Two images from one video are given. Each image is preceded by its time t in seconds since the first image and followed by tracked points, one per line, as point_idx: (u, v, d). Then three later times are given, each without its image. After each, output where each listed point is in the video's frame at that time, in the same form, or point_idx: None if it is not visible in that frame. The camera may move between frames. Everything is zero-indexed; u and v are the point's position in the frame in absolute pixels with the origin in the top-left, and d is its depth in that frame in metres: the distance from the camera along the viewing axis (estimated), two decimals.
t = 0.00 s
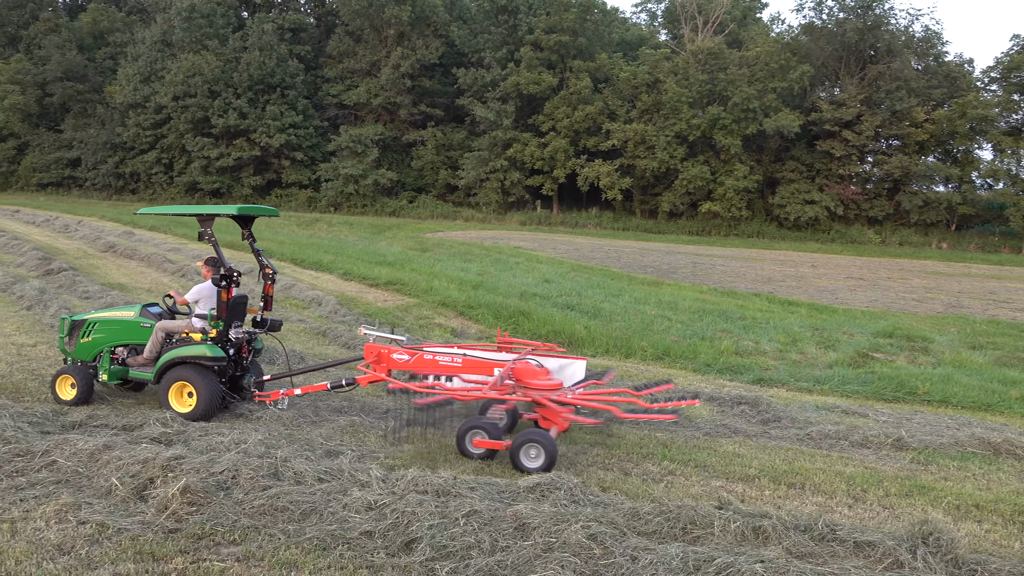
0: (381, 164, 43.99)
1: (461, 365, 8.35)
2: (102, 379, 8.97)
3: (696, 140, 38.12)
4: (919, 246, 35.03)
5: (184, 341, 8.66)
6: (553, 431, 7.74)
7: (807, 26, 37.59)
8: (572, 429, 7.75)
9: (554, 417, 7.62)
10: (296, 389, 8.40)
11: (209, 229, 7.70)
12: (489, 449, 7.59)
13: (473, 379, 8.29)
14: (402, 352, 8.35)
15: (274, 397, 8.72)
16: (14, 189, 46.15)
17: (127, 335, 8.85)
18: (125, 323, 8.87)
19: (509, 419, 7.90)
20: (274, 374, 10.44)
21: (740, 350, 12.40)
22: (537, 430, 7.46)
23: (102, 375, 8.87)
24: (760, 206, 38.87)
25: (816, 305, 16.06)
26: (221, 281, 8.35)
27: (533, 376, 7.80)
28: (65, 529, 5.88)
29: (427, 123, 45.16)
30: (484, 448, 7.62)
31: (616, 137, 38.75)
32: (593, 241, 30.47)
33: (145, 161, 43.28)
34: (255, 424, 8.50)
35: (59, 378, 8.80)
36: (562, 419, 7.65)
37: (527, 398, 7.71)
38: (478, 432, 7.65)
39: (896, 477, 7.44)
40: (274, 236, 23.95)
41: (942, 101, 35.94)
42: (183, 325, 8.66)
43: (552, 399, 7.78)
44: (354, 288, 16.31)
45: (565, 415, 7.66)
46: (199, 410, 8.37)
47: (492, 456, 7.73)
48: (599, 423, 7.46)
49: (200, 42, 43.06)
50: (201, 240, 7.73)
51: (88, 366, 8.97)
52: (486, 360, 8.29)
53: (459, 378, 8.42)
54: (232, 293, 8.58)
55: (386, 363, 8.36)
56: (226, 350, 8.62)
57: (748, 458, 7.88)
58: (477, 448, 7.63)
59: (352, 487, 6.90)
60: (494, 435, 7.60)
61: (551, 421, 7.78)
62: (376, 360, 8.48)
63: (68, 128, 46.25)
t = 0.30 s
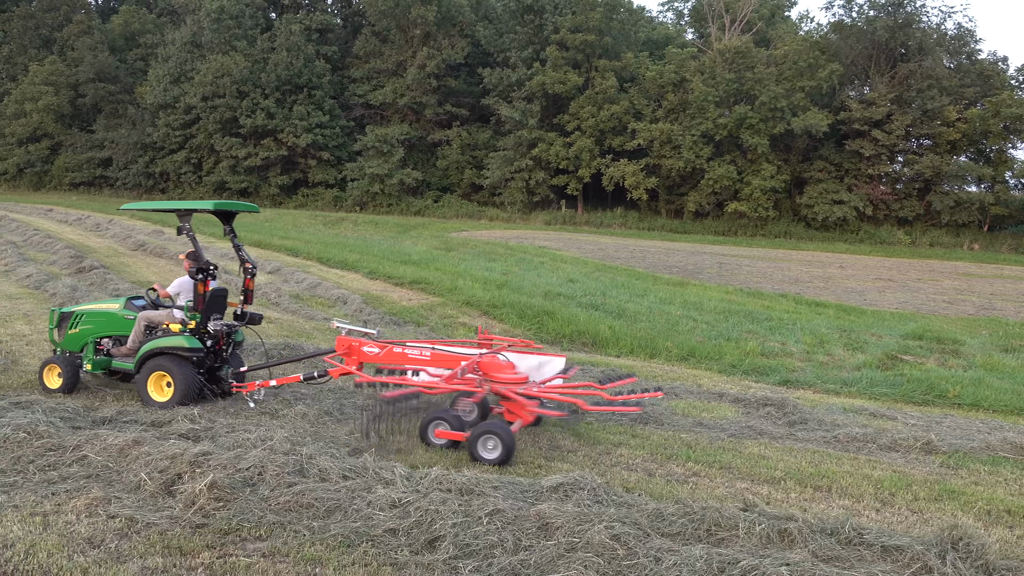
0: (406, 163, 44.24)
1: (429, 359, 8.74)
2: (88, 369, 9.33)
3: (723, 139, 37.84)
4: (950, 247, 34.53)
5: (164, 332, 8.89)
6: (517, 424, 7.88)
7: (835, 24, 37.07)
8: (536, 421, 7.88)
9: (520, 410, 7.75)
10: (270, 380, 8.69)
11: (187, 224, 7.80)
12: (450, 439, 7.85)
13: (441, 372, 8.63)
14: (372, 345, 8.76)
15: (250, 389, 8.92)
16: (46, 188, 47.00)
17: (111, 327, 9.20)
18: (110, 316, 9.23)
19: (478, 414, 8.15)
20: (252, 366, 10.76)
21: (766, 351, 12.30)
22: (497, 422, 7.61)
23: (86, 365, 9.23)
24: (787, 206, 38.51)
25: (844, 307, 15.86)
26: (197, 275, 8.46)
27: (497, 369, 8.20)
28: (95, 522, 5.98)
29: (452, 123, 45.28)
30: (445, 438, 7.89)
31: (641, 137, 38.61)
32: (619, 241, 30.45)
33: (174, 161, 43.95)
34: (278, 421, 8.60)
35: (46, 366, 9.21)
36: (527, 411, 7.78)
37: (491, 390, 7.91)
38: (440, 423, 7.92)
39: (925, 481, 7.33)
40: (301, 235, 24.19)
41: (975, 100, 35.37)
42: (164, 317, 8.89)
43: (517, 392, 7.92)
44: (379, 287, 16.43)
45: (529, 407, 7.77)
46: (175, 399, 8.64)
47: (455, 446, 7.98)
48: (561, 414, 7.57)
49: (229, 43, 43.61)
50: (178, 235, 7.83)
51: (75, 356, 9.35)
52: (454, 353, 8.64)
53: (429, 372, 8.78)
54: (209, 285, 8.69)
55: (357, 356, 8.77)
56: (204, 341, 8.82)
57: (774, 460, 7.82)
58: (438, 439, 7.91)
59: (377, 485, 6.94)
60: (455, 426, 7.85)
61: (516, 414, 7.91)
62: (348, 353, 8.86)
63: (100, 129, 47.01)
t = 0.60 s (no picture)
0: (405, 163, 44.23)
1: (375, 351, 8.72)
2: (43, 360, 9.43)
3: (720, 137, 37.74)
4: (947, 244, 34.61)
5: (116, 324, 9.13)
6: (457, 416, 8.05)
7: (832, 21, 36.87)
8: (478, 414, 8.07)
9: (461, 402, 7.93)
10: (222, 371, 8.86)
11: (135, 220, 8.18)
12: (389, 431, 7.99)
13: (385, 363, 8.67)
14: (318, 337, 8.77)
15: (199, 379, 9.05)
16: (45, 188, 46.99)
17: (67, 320, 9.40)
18: (66, 310, 9.44)
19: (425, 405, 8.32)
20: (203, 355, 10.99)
21: (763, 349, 12.30)
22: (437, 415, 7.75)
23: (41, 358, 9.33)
24: (784, 204, 38.46)
25: (841, 304, 15.85)
26: (146, 266, 8.81)
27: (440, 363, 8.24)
28: (93, 521, 5.97)
29: (451, 122, 45.24)
30: (384, 429, 8.02)
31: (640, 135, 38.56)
32: (618, 239, 30.53)
33: (172, 160, 43.93)
34: (274, 418, 8.60)
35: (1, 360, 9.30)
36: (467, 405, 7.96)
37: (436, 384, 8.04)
38: (380, 414, 8.06)
39: (922, 478, 7.33)
40: (300, 234, 24.14)
41: (973, 98, 35.34)
42: (116, 309, 9.14)
43: (459, 384, 8.12)
44: (377, 285, 16.42)
45: (472, 398, 7.93)
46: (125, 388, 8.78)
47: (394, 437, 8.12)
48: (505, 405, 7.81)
49: (227, 42, 43.54)
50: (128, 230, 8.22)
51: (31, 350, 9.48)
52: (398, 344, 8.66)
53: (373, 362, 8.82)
54: (159, 278, 9.03)
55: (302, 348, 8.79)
56: (154, 332, 9.05)
57: (772, 457, 7.83)
58: (377, 429, 8.04)
59: (375, 483, 6.94)
60: (395, 418, 7.98)
61: (458, 405, 8.05)
62: (293, 344, 8.90)
63: (97, 128, 46.91)
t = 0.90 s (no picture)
0: (460, 167, 44.53)
1: (377, 347, 9.49)
2: (73, 353, 9.85)
3: (780, 140, 37.10)
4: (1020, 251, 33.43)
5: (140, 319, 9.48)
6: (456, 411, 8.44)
7: (899, 21, 36.09)
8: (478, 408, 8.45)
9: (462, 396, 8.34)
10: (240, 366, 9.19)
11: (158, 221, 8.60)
12: (386, 424, 8.34)
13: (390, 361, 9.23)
14: (327, 333, 9.46)
15: (217, 373, 9.49)
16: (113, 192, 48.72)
17: (96, 316, 9.79)
18: (95, 305, 9.83)
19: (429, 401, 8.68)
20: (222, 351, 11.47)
21: (825, 357, 12.03)
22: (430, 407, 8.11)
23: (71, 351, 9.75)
24: (847, 208, 37.40)
25: (907, 312, 15.38)
26: (166, 264, 9.09)
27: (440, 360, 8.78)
28: (159, 516, 6.18)
29: (505, 126, 45.41)
30: (382, 423, 8.37)
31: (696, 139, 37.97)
32: (675, 245, 30.14)
33: (235, 166, 45.15)
34: (326, 420, 8.78)
35: (37, 353, 9.73)
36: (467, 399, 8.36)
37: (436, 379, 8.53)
38: (379, 408, 8.41)
39: (994, 494, 7.07)
40: (358, 238, 24.53)
41: None
42: (140, 305, 9.48)
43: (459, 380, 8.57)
44: (433, 290, 16.57)
45: (473, 393, 8.39)
46: (147, 380, 9.20)
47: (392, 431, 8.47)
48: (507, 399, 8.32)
49: (288, 49, 44.51)
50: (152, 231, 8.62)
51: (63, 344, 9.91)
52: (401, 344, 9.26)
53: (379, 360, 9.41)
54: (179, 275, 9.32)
55: (312, 344, 9.45)
56: (175, 327, 9.40)
57: (834, 469, 7.64)
58: (376, 423, 8.39)
59: (430, 486, 7.01)
60: (391, 411, 8.35)
61: (458, 401, 8.54)
62: (303, 341, 9.55)
63: (164, 134, 48.49)
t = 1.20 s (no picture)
0: (479, 170, 44.57)
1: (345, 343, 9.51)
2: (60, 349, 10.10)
3: (800, 142, 36.91)
4: None
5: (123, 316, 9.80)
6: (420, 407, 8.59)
7: (922, 22, 35.64)
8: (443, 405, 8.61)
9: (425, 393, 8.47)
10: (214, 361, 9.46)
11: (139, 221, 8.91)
12: (349, 420, 8.51)
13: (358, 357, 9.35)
14: (297, 330, 9.55)
15: (196, 368, 9.73)
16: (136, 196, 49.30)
17: (83, 313, 10.07)
18: (81, 303, 10.12)
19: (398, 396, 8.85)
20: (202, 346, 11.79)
21: (845, 361, 11.93)
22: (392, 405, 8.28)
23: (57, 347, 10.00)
24: (868, 211, 37.02)
25: (929, 316, 15.20)
26: (146, 263, 9.34)
27: (405, 356, 8.88)
28: (179, 517, 6.23)
29: (524, 130, 45.45)
30: (346, 418, 8.53)
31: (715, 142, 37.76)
32: (694, 248, 29.97)
33: (256, 170, 45.53)
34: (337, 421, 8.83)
35: (26, 349, 10.04)
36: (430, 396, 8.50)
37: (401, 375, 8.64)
38: (343, 404, 8.56)
39: (1018, 501, 6.96)
40: (378, 241, 24.62)
41: None
42: (123, 302, 9.79)
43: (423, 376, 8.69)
44: (451, 292, 16.61)
45: (437, 390, 8.47)
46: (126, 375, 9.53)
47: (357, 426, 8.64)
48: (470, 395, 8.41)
49: (308, 54, 44.84)
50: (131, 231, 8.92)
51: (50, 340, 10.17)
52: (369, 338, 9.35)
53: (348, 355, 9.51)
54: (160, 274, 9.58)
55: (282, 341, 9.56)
56: (155, 324, 9.69)
57: (855, 474, 7.57)
58: (340, 418, 8.56)
59: (447, 489, 7.01)
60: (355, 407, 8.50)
61: (422, 396, 8.65)
62: (275, 336, 9.69)
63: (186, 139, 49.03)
